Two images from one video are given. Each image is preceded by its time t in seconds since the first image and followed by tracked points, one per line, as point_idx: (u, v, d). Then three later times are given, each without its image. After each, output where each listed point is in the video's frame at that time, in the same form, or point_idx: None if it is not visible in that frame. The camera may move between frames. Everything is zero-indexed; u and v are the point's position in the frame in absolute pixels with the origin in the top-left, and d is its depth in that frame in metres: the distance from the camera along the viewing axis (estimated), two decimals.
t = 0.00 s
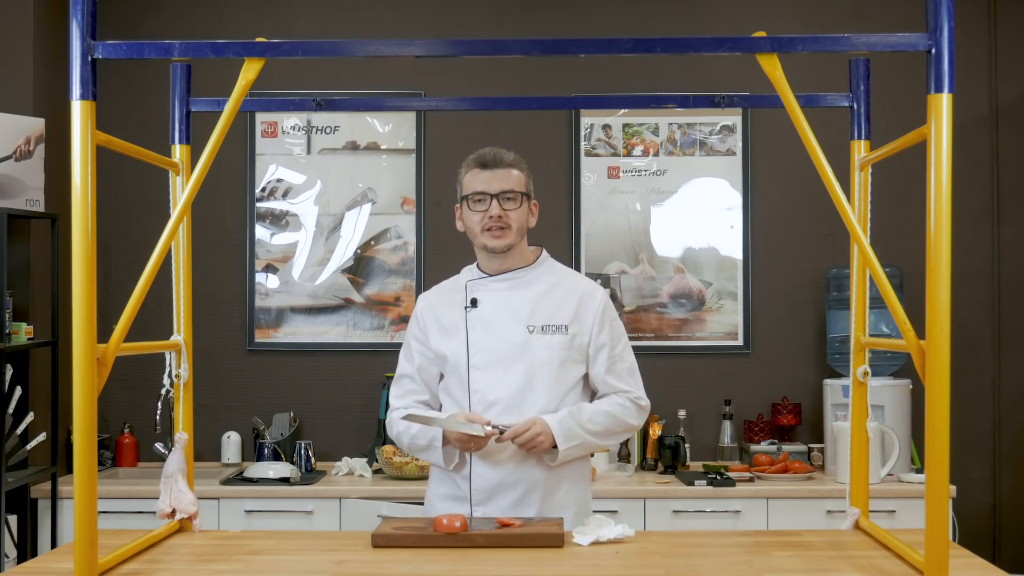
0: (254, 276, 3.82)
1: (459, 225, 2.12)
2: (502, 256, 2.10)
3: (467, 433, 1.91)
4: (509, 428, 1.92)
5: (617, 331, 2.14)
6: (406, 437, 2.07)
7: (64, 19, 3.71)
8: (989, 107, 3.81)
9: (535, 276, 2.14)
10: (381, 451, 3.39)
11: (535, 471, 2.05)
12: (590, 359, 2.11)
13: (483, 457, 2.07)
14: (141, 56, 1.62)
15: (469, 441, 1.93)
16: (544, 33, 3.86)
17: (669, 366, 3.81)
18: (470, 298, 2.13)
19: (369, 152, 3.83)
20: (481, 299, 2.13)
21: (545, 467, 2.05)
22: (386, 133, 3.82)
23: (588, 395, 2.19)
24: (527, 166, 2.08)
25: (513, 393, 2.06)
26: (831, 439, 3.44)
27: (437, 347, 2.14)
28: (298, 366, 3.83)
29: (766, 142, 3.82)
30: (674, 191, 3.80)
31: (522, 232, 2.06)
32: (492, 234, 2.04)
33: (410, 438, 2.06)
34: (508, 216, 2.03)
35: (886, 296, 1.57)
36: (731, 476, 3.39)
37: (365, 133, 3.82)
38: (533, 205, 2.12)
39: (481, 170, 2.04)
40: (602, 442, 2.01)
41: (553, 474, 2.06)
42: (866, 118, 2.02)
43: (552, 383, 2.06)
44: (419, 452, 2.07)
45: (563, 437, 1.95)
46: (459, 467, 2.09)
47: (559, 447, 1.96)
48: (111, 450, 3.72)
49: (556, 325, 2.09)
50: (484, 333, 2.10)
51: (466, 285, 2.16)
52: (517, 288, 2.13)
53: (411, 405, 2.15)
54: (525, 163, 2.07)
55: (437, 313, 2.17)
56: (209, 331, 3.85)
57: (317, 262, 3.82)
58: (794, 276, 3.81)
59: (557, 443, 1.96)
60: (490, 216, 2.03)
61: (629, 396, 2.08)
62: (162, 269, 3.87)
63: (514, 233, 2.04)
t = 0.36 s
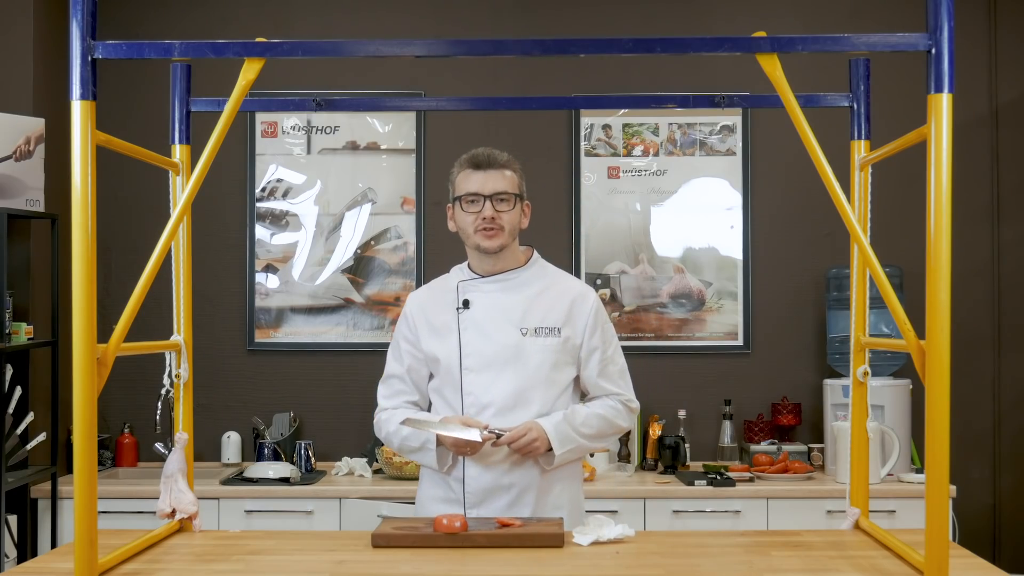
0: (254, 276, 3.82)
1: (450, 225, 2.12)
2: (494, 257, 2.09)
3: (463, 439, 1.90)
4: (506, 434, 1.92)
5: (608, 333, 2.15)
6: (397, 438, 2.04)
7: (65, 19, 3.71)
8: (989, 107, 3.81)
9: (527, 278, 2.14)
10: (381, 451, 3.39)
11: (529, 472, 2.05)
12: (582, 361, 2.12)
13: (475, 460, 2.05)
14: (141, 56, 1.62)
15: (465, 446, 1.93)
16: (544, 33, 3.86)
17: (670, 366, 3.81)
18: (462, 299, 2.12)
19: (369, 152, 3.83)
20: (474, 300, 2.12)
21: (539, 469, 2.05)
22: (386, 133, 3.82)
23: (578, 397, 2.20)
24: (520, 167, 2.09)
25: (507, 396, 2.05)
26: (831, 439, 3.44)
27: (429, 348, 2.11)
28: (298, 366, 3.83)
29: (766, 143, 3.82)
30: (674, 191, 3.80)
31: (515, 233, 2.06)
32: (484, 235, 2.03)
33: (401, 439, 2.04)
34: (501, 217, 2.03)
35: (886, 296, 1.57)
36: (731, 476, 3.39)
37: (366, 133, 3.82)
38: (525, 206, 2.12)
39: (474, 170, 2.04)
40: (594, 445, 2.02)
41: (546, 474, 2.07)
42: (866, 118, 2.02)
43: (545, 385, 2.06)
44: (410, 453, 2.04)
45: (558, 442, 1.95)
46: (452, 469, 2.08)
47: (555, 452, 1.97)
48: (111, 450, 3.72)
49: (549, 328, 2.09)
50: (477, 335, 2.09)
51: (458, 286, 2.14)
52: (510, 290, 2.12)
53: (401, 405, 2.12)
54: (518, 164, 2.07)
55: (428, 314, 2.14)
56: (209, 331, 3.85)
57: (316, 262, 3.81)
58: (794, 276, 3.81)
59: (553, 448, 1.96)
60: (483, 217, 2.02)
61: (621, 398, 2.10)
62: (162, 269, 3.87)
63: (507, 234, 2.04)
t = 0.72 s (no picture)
0: (254, 276, 3.82)
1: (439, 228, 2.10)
2: (484, 258, 2.08)
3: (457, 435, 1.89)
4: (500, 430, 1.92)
5: (600, 334, 2.15)
6: (389, 438, 2.04)
7: (65, 19, 3.71)
8: (989, 107, 3.81)
9: (518, 278, 2.13)
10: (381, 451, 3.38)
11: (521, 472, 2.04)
12: (573, 362, 2.12)
13: (469, 459, 2.05)
14: (141, 56, 1.62)
15: (458, 443, 1.91)
16: (544, 33, 3.86)
17: (670, 366, 3.81)
18: (453, 299, 2.11)
19: (369, 152, 3.83)
20: (465, 301, 2.12)
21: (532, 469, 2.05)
22: (386, 133, 3.82)
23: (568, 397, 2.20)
24: (507, 166, 2.07)
25: (498, 397, 2.05)
26: (831, 439, 3.44)
27: (420, 349, 2.11)
28: (298, 366, 3.83)
29: (766, 143, 3.82)
30: (674, 191, 3.80)
31: (505, 233, 2.05)
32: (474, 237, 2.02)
33: (394, 439, 2.04)
34: (490, 217, 2.02)
35: (886, 296, 1.57)
36: (731, 476, 3.39)
37: (365, 133, 3.82)
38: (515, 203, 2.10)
39: (461, 172, 2.02)
40: (587, 445, 2.03)
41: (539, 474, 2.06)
42: (866, 118, 2.02)
43: (537, 386, 2.06)
44: (402, 453, 2.05)
45: (552, 440, 1.96)
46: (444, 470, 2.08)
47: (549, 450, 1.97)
48: (111, 450, 3.73)
49: (541, 328, 2.09)
50: (468, 335, 2.09)
51: (449, 286, 2.14)
52: (501, 290, 2.12)
53: (391, 406, 2.11)
54: (505, 163, 2.06)
55: (419, 314, 2.14)
56: (210, 331, 3.85)
57: (317, 262, 3.82)
58: (794, 276, 3.81)
59: (547, 446, 1.96)
60: (472, 219, 2.01)
61: (612, 399, 2.11)
62: (162, 269, 3.87)
63: (497, 234, 2.04)
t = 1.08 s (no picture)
0: (254, 276, 3.82)
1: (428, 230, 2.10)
2: (473, 257, 2.07)
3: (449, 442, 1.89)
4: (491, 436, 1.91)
5: (592, 334, 2.15)
6: (380, 442, 2.05)
7: (65, 19, 3.71)
8: (989, 107, 3.81)
9: (508, 279, 2.13)
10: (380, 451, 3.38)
11: (512, 474, 2.04)
12: (565, 362, 2.12)
13: (460, 463, 2.05)
14: (141, 56, 1.62)
15: (450, 450, 1.91)
16: (543, 33, 3.86)
17: (670, 366, 3.81)
18: (443, 301, 2.12)
19: (369, 152, 3.83)
20: (455, 303, 2.12)
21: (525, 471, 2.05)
22: (386, 133, 3.82)
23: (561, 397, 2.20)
24: (493, 164, 2.07)
25: (490, 399, 2.05)
26: (831, 439, 3.44)
27: (410, 352, 2.11)
28: (298, 366, 3.83)
29: (766, 143, 3.82)
30: (674, 191, 3.80)
31: (492, 230, 2.04)
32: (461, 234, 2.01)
33: (385, 444, 2.05)
34: (477, 213, 2.01)
35: (886, 297, 1.57)
36: (731, 476, 3.39)
37: (365, 133, 3.82)
38: (502, 202, 2.10)
39: (446, 170, 2.02)
40: (579, 446, 2.03)
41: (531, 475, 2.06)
42: (866, 118, 2.02)
43: (528, 388, 2.06)
44: (394, 457, 2.05)
45: (545, 443, 1.95)
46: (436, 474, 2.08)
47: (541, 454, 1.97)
48: (111, 450, 3.73)
49: (532, 330, 2.08)
50: (459, 337, 2.09)
51: (438, 288, 2.14)
52: (491, 292, 2.12)
53: (383, 409, 2.12)
54: (490, 160, 2.06)
55: (409, 316, 2.14)
56: (210, 331, 3.85)
57: (317, 262, 3.82)
58: (794, 276, 3.81)
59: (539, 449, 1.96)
60: (459, 215, 2.01)
61: (604, 398, 2.11)
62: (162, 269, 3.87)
63: (485, 231, 2.03)
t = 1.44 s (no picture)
0: (254, 276, 3.82)
1: (416, 227, 2.09)
2: (461, 254, 2.06)
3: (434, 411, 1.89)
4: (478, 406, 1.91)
5: (581, 332, 2.15)
6: (369, 434, 2.01)
7: (65, 19, 3.71)
8: (989, 107, 3.81)
9: (497, 278, 2.13)
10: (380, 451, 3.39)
11: (504, 473, 2.04)
12: (554, 360, 2.12)
13: (451, 463, 2.05)
14: (141, 56, 1.62)
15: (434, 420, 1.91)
16: (543, 33, 3.86)
17: (671, 367, 3.81)
18: (432, 301, 2.11)
19: (369, 152, 3.83)
20: (444, 302, 2.11)
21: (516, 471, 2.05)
22: (386, 133, 3.82)
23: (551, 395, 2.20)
24: (483, 162, 2.06)
25: (479, 398, 2.05)
26: (831, 439, 3.44)
27: (400, 351, 2.11)
28: (298, 366, 3.83)
29: (766, 143, 3.82)
30: (674, 191, 3.80)
31: (482, 228, 2.03)
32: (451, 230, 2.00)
33: (374, 434, 2.01)
34: (466, 211, 2.00)
35: (886, 296, 1.57)
36: (731, 476, 3.39)
37: (365, 133, 3.82)
38: (491, 202, 2.10)
39: (436, 168, 2.01)
40: (568, 436, 2.02)
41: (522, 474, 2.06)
42: (866, 118, 2.02)
43: (518, 386, 2.06)
44: (383, 448, 2.01)
45: (533, 423, 1.96)
46: (427, 474, 2.07)
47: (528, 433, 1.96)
48: (111, 450, 3.72)
49: (521, 328, 2.08)
50: (448, 336, 2.09)
51: (427, 288, 2.13)
52: (480, 291, 2.12)
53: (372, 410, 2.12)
54: (480, 159, 2.05)
55: (398, 316, 2.14)
56: (210, 331, 3.85)
57: (317, 262, 3.82)
58: (794, 276, 3.81)
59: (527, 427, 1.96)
60: (448, 212, 2.00)
61: (595, 395, 2.10)
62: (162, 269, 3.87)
63: (474, 228, 2.01)
